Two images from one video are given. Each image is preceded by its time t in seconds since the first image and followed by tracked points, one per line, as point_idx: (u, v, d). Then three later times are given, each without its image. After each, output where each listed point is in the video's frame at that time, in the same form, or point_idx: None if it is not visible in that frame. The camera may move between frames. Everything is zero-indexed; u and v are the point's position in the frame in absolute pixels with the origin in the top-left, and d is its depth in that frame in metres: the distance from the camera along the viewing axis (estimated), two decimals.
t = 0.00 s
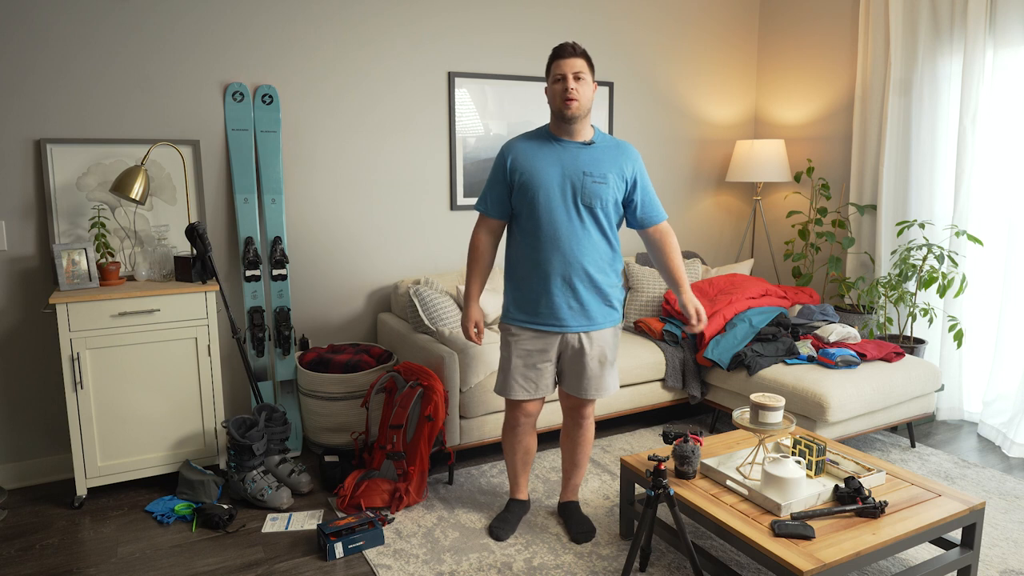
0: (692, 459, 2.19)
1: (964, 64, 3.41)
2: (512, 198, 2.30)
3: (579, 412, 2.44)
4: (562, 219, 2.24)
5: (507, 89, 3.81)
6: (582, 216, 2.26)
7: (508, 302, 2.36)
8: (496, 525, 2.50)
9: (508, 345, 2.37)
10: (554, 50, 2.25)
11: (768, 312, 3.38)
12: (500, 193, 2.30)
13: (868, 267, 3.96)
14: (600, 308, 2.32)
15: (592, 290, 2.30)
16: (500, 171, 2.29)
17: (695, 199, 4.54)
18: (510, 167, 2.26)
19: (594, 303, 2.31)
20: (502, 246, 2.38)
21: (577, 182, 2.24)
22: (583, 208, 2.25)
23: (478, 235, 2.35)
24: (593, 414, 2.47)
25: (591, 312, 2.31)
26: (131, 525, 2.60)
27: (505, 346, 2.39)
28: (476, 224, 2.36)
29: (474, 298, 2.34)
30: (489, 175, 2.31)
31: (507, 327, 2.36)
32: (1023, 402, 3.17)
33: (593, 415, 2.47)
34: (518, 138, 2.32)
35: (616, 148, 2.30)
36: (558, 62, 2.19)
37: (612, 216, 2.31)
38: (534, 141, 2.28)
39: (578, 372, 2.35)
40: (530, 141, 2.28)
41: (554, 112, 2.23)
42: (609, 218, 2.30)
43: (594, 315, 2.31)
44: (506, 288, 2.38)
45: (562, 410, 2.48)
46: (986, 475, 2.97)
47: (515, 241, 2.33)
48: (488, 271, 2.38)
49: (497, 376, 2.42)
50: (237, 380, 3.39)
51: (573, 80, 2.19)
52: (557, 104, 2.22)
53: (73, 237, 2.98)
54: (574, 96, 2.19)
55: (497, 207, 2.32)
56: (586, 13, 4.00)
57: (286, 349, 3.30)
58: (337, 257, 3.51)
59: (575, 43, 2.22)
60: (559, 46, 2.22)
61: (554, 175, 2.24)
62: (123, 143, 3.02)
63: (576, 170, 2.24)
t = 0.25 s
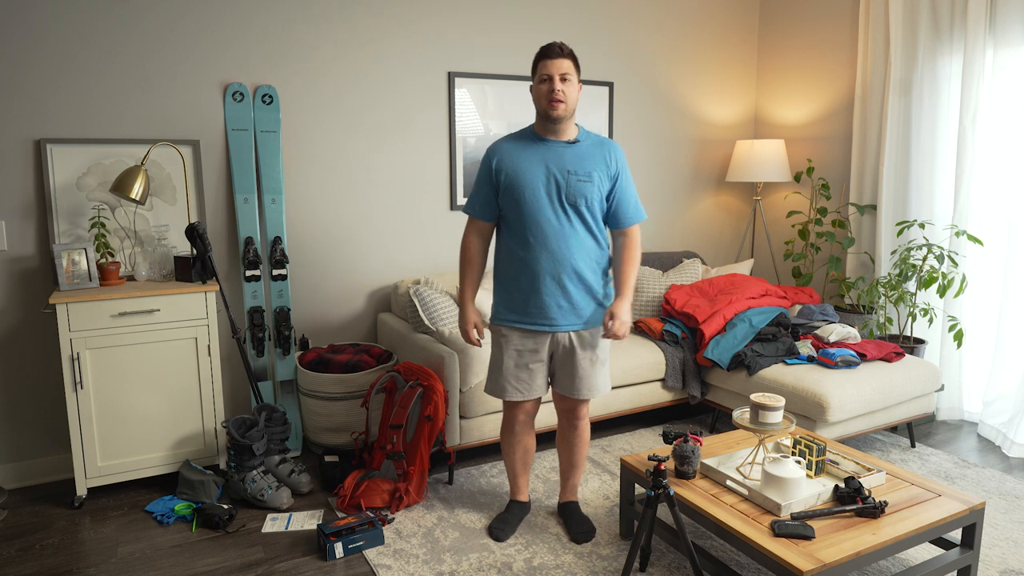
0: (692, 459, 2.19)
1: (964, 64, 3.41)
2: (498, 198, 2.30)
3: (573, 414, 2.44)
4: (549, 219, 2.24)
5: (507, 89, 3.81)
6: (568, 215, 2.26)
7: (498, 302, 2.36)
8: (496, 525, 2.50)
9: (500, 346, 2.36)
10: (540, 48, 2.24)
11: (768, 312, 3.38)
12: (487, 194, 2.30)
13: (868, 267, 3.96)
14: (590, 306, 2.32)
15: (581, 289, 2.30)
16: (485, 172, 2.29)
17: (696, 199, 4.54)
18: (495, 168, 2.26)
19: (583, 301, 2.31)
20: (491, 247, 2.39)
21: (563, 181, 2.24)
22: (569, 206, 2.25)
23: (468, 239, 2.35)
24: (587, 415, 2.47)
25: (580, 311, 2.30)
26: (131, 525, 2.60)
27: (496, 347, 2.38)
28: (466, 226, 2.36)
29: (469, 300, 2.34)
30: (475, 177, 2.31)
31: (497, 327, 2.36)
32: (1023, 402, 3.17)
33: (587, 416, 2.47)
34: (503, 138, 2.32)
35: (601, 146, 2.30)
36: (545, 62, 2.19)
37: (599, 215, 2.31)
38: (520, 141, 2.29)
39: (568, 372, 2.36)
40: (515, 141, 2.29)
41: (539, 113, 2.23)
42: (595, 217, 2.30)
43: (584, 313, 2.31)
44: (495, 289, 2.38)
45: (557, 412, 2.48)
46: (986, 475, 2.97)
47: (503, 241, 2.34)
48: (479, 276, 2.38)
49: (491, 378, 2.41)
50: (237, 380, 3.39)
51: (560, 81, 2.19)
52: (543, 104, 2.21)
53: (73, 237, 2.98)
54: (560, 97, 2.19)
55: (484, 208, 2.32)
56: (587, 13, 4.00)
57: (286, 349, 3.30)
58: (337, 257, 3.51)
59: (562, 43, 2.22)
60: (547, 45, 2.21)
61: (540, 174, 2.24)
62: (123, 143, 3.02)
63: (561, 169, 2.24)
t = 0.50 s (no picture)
0: (692, 459, 2.19)
1: (964, 64, 3.41)
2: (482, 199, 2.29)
3: (568, 415, 2.43)
4: (533, 219, 2.24)
5: (507, 89, 3.81)
6: (553, 215, 2.26)
7: (483, 303, 2.36)
8: (495, 524, 2.50)
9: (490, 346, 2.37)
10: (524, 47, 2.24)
11: (768, 312, 3.38)
12: (470, 195, 2.29)
13: (868, 267, 3.96)
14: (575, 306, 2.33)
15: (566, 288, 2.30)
16: (468, 173, 2.28)
17: (696, 199, 4.54)
18: (479, 169, 2.26)
19: (568, 301, 2.31)
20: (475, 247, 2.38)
21: (547, 181, 2.24)
22: (553, 207, 2.26)
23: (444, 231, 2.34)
24: (581, 416, 2.46)
25: (565, 310, 2.31)
26: (131, 525, 2.60)
27: (484, 346, 2.39)
28: (447, 226, 2.34)
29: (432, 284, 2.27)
30: (457, 178, 2.30)
31: (484, 327, 2.36)
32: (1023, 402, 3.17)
33: (582, 416, 2.46)
34: (486, 138, 2.31)
35: (584, 146, 2.31)
36: (529, 61, 2.19)
37: (582, 214, 2.31)
38: (503, 141, 2.28)
39: (557, 372, 2.36)
40: (498, 142, 2.28)
41: (523, 111, 2.23)
42: (579, 217, 2.31)
43: (569, 313, 2.32)
44: (479, 289, 2.38)
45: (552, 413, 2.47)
46: (986, 475, 2.97)
47: (487, 242, 2.33)
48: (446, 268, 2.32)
49: (485, 378, 2.41)
50: (237, 380, 3.39)
51: (545, 80, 2.19)
52: (528, 103, 2.21)
53: (73, 237, 2.98)
54: (545, 96, 2.19)
55: (467, 209, 2.31)
56: (587, 13, 4.00)
57: (286, 349, 3.30)
58: (336, 257, 3.51)
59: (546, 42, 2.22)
60: (531, 45, 2.21)
61: (524, 174, 2.24)
62: (123, 143, 3.02)
63: (546, 169, 2.24)
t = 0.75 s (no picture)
0: (692, 459, 2.19)
1: (964, 64, 3.41)
2: (470, 200, 2.29)
3: (568, 417, 2.41)
4: (523, 220, 2.25)
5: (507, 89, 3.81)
6: (541, 216, 2.27)
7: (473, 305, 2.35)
8: (496, 524, 2.50)
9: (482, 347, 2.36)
10: (509, 51, 2.23)
11: (768, 312, 3.39)
12: (459, 196, 2.29)
13: (868, 267, 3.96)
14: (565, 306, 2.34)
15: (555, 288, 2.31)
16: (456, 175, 2.28)
17: (696, 199, 4.54)
18: (467, 170, 2.26)
19: (558, 301, 2.32)
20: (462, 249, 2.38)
21: (536, 182, 2.26)
22: (542, 207, 2.27)
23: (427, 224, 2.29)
24: (582, 417, 2.44)
25: (555, 310, 2.32)
26: (131, 525, 2.60)
27: (476, 347, 2.39)
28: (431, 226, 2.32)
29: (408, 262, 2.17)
30: (443, 180, 2.29)
31: (475, 329, 2.36)
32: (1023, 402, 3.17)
33: (582, 417, 2.44)
34: (473, 140, 2.31)
35: (570, 148, 2.34)
36: (513, 68, 2.19)
37: (569, 215, 2.34)
38: (490, 143, 2.29)
39: (549, 371, 2.36)
40: (486, 143, 2.29)
41: (512, 117, 2.24)
42: (566, 218, 2.33)
43: (559, 313, 2.32)
44: (466, 291, 2.37)
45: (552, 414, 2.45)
46: (986, 475, 2.97)
47: (476, 244, 2.32)
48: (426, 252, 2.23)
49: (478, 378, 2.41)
50: (237, 380, 3.39)
51: (533, 87, 2.20)
52: (515, 110, 2.22)
53: (73, 237, 2.98)
54: (535, 104, 2.21)
55: (456, 210, 2.31)
56: (587, 12, 4.00)
57: (286, 349, 3.30)
58: (336, 257, 3.51)
59: (530, 47, 2.22)
60: (515, 50, 2.21)
61: (513, 175, 2.25)
62: (122, 143, 3.02)
63: (534, 170, 2.26)
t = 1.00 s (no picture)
0: (692, 459, 2.19)
1: (964, 64, 3.41)
2: (465, 201, 2.29)
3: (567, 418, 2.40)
4: (518, 220, 2.25)
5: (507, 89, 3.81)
6: (537, 215, 2.27)
7: (470, 306, 2.35)
8: (496, 524, 2.50)
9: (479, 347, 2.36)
10: (503, 53, 2.20)
11: (768, 312, 3.39)
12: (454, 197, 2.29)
13: (868, 267, 3.96)
14: (562, 305, 2.33)
15: (552, 288, 2.31)
16: (451, 176, 2.28)
17: (696, 199, 4.54)
18: (462, 170, 2.26)
19: (555, 300, 2.32)
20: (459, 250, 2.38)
21: (530, 182, 2.26)
22: (537, 207, 2.27)
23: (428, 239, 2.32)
24: (581, 419, 2.43)
25: (552, 309, 2.32)
26: (131, 525, 2.60)
27: (473, 348, 2.39)
28: (431, 230, 2.33)
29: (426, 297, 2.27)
30: (439, 181, 2.30)
31: (473, 330, 2.36)
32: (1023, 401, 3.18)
33: (581, 418, 2.43)
34: (466, 141, 2.31)
35: (564, 146, 2.34)
36: (511, 71, 2.17)
37: (564, 214, 2.33)
38: (484, 143, 2.29)
39: (547, 371, 2.36)
40: (480, 144, 2.29)
41: (510, 121, 2.23)
42: (562, 217, 2.32)
43: (556, 312, 2.32)
44: (464, 292, 2.37)
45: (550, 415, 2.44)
46: (986, 475, 2.97)
47: (472, 245, 2.32)
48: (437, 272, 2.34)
49: (476, 379, 2.41)
50: (237, 380, 3.39)
51: (531, 90, 2.19)
52: (514, 114, 2.21)
53: (73, 237, 2.98)
54: (532, 107, 2.20)
55: (451, 212, 2.31)
56: (586, 12, 4.00)
57: (286, 349, 3.30)
58: (336, 257, 3.51)
59: (525, 48, 2.20)
60: (511, 52, 2.19)
61: (508, 175, 2.25)
62: (122, 143, 3.02)
63: (528, 169, 2.26)
